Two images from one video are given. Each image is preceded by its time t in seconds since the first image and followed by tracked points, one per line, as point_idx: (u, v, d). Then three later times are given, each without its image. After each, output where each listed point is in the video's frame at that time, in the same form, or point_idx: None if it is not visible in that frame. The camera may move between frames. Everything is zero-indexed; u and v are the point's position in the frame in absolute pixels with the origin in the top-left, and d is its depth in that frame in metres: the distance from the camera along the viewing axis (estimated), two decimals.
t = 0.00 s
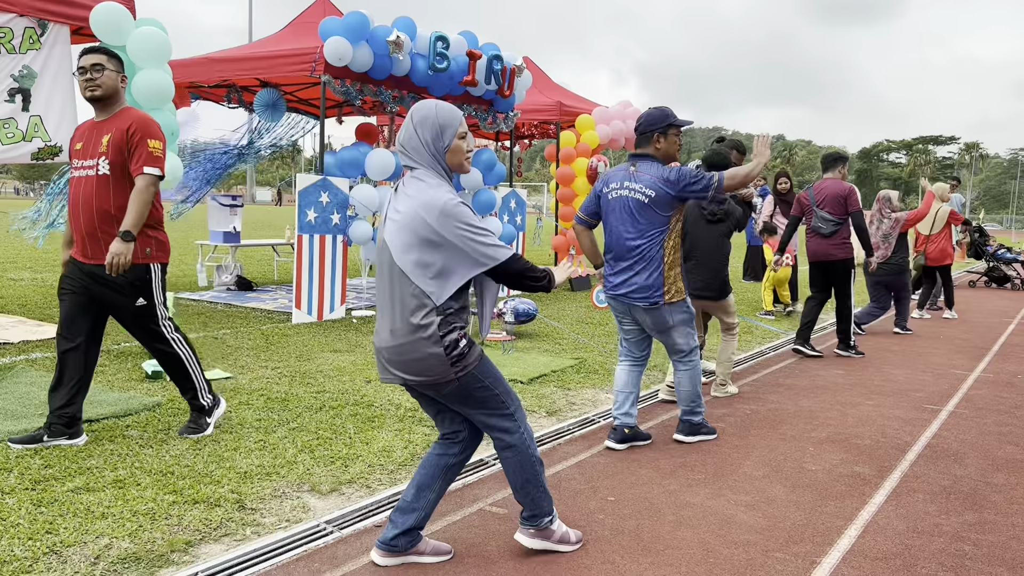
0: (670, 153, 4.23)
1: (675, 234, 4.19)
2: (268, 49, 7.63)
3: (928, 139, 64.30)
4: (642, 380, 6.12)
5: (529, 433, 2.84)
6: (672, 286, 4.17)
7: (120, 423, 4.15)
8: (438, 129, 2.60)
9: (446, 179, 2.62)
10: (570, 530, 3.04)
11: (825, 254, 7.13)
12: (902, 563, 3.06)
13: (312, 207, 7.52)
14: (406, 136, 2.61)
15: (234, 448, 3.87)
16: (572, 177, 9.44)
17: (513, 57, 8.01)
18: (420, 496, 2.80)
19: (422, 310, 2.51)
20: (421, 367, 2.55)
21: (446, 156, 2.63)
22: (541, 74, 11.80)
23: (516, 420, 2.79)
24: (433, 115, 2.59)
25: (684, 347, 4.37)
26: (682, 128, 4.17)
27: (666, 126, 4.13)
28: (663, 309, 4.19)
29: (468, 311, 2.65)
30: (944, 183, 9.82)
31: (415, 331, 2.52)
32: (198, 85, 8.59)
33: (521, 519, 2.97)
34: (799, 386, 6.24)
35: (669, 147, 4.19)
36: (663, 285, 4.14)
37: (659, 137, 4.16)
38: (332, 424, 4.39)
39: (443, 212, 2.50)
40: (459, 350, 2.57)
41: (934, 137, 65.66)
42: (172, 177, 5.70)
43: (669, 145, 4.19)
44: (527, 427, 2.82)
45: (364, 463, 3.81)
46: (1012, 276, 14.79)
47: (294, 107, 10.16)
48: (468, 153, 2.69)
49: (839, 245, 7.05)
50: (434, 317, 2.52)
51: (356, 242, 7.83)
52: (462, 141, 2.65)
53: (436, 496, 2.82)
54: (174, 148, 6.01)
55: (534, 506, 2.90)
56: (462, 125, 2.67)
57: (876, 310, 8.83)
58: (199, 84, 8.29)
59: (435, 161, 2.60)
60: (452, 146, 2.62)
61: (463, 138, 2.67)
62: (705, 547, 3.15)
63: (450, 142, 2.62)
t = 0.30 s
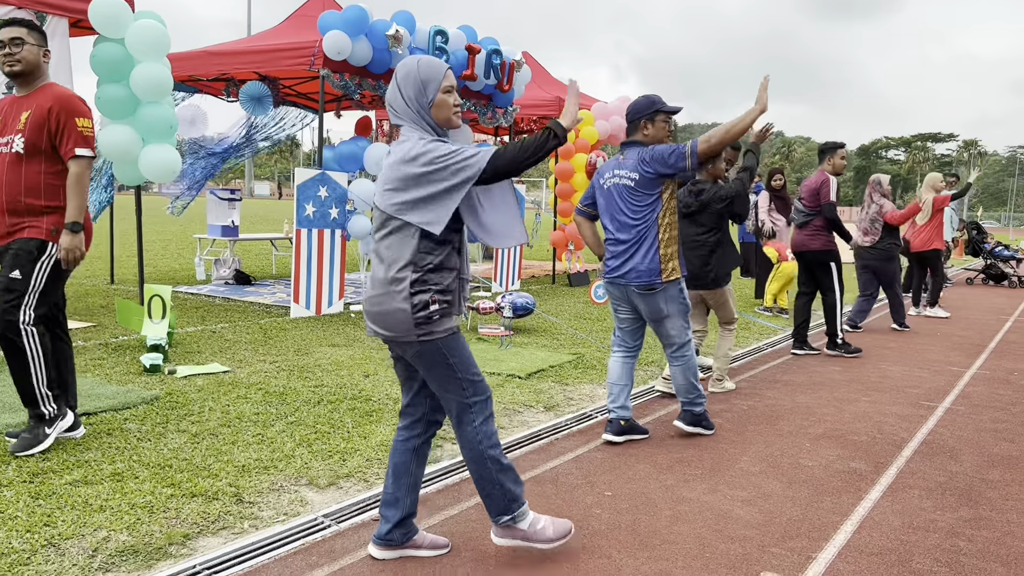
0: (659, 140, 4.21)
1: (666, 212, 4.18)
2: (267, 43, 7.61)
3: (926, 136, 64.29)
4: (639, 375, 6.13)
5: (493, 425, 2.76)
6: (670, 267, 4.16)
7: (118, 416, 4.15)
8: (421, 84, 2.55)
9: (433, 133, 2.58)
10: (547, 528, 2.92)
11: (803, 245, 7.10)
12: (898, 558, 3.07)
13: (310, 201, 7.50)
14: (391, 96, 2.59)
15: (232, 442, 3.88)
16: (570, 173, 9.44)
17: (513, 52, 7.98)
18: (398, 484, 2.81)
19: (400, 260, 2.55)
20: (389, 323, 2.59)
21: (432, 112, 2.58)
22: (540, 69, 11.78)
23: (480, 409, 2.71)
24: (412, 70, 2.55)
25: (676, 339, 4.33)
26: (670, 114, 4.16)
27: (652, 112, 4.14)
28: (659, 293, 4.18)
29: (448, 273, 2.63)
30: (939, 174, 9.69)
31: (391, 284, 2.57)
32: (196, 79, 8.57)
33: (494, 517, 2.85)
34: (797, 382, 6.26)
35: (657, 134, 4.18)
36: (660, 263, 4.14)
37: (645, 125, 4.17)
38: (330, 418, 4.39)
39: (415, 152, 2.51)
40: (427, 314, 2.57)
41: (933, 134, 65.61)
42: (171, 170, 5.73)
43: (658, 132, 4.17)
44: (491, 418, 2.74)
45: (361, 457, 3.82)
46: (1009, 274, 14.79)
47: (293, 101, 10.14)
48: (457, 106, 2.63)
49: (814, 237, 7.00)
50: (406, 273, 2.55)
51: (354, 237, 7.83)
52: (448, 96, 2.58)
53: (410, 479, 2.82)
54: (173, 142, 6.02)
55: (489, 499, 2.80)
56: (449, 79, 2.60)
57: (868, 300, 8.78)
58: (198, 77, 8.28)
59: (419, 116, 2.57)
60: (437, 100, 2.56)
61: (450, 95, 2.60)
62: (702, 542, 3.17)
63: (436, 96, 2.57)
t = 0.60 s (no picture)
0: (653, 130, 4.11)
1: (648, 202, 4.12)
2: (265, 37, 7.59)
3: (926, 134, 64.22)
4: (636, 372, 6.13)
5: (384, 448, 2.59)
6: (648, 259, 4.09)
7: (116, 411, 4.14)
8: (397, 70, 2.48)
9: (404, 120, 2.52)
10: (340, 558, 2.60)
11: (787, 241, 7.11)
12: (895, 556, 3.08)
13: (309, 196, 7.51)
14: (373, 83, 2.55)
15: (229, 437, 3.87)
16: (568, 169, 9.40)
17: (512, 47, 7.94)
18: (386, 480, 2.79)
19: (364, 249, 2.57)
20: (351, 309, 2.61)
21: (412, 96, 2.50)
22: (540, 64, 11.73)
23: (377, 423, 2.58)
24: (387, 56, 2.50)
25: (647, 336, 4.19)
26: (664, 103, 4.07)
27: (644, 103, 4.08)
28: (633, 279, 4.10)
29: (416, 266, 2.53)
30: (936, 171, 9.51)
31: (355, 272, 2.59)
32: (195, 72, 8.54)
33: (345, 523, 2.67)
34: (795, 379, 6.26)
35: (649, 124, 4.09)
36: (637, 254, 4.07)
37: (637, 115, 4.10)
38: (328, 413, 4.39)
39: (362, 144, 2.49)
40: (376, 307, 2.52)
41: (933, 132, 65.55)
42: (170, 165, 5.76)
43: (650, 122, 4.08)
44: (386, 440, 2.58)
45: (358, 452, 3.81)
46: (1008, 272, 14.77)
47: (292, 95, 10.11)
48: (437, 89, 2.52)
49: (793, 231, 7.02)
50: (367, 263, 2.55)
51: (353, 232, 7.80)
52: (426, 80, 2.48)
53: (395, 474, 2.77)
54: (171, 136, 6.01)
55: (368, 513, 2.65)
56: (430, 63, 2.50)
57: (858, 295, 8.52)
58: (197, 71, 8.24)
59: (398, 102, 2.50)
60: (412, 85, 2.48)
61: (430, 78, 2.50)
62: (699, 539, 3.17)
63: (412, 80, 2.49)
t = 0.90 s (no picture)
0: (645, 127, 4.02)
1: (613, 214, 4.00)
2: (267, 33, 7.57)
3: (928, 133, 64.13)
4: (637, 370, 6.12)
5: (331, 450, 2.48)
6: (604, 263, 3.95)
7: (116, 406, 4.14)
8: (366, 58, 2.49)
9: (366, 109, 2.51)
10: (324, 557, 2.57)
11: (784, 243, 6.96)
12: (896, 554, 3.07)
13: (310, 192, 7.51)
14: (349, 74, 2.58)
15: (230, 432, 3.87)
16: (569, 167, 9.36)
17: (514, 44, 7.90)
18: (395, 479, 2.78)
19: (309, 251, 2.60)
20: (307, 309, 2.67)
21: (377, 85, 2.48)
22: (542, 60, 11.72)
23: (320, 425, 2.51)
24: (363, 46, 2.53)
25: (592, 340, 4.01)
26: (655, 97, 3.95)
27: (634, 97, 3.98)
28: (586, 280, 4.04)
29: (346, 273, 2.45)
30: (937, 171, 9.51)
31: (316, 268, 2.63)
32: (197, 68, 8.54)
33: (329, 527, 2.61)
34: (795, 377, 6.25)
35: (640, 119, 4.00)
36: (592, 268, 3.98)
37: (627, 112, 4.01)
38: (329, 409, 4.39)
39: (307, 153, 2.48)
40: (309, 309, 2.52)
41: (935, 131, 65.44)
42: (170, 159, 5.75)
43: (640, 118, 3.99)
44: (333, 442, 2.48)
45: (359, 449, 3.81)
46: (1010, 271, 14.73)
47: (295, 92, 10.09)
48: (402, 80, 2.48)
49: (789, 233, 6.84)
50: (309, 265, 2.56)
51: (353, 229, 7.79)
52: (393, 70, 2.47)
53: (392, 474, 2.75)
54: (173, 131, 6.01)
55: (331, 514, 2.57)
56: (400, 53, 2.49)
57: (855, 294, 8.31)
58: (199, 66, 8.24)
59: (361, 90, 2.50)
60: (377, 75, 2.47)
61: (396, 69, 2.48)
62: (700, 537, 3.16)
63: (379, 69, 2.48)
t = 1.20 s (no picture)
0: (623, 126, 3.74)
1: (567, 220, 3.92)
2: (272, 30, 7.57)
3: (933, 133, 63.96)
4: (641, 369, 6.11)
5: (325, 452, 2.45)
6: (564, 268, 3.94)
7: (121, 402, 4.15)
8: (346, 53, 2.36)
9: (336, 104, 2.37)
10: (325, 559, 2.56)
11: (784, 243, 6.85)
12: (901, 554, 3.06)
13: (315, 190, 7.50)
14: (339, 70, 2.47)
15: (234, 429, 3.87)
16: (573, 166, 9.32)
17: (519, 42, 7.88)
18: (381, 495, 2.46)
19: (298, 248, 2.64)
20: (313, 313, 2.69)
21: (353, 82, 2.34)
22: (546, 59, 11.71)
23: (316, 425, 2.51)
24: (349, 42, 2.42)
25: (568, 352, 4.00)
26: (632, 96, 3.67)
27: (616, 96, 3.71)
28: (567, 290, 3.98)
29: (303, 273, 2.39)
30: (940, 172, 9.48)
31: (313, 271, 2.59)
32: (202, 65, 8.55)
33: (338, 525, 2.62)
34: (800, 377, 6.24)
35: (620, 119, 3.72)
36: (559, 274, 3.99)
37: (609, 110, 3.78)
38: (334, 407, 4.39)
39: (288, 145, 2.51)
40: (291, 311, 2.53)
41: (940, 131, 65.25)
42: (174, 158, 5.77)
43: (619, 117, 3.72)
44: (325, 443, 2.45)
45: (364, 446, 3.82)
46: (1015, 271, 14.68)
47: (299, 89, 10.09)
48: (380, 79, 2.33)
49: (790, 233, 6.73)
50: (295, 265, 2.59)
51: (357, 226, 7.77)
52: (371, 67, 2.32)
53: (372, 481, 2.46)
54: (177, 129, 6.02)
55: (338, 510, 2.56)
56: (382, 51, 2.35)
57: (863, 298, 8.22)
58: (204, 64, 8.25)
59: (336, 84, 2.36)
60: (351, 70, 2.34)
61: (375, 67, 2.33)
62: (704, 536, 3.16)
63: (356, 65, 2.34)
